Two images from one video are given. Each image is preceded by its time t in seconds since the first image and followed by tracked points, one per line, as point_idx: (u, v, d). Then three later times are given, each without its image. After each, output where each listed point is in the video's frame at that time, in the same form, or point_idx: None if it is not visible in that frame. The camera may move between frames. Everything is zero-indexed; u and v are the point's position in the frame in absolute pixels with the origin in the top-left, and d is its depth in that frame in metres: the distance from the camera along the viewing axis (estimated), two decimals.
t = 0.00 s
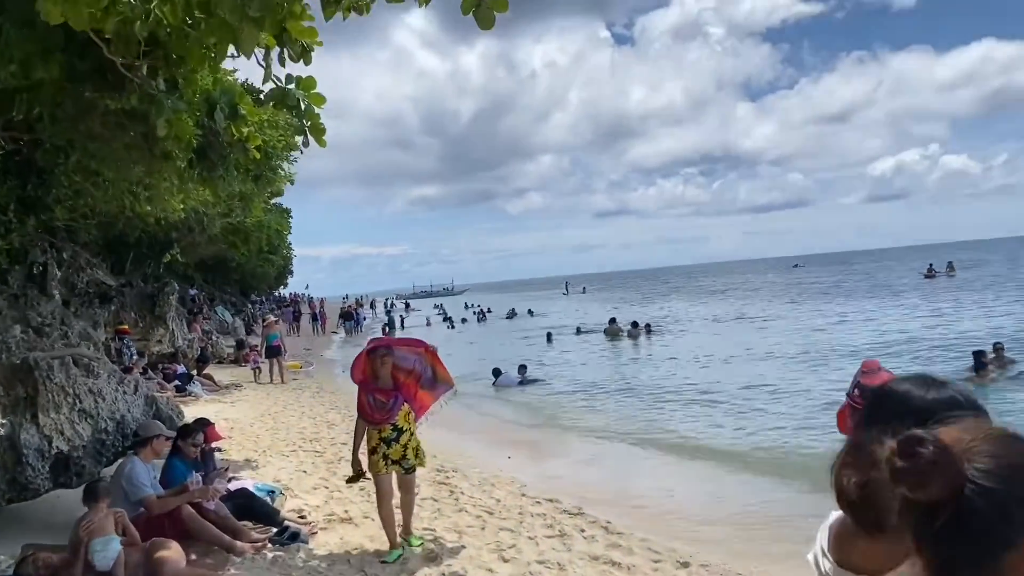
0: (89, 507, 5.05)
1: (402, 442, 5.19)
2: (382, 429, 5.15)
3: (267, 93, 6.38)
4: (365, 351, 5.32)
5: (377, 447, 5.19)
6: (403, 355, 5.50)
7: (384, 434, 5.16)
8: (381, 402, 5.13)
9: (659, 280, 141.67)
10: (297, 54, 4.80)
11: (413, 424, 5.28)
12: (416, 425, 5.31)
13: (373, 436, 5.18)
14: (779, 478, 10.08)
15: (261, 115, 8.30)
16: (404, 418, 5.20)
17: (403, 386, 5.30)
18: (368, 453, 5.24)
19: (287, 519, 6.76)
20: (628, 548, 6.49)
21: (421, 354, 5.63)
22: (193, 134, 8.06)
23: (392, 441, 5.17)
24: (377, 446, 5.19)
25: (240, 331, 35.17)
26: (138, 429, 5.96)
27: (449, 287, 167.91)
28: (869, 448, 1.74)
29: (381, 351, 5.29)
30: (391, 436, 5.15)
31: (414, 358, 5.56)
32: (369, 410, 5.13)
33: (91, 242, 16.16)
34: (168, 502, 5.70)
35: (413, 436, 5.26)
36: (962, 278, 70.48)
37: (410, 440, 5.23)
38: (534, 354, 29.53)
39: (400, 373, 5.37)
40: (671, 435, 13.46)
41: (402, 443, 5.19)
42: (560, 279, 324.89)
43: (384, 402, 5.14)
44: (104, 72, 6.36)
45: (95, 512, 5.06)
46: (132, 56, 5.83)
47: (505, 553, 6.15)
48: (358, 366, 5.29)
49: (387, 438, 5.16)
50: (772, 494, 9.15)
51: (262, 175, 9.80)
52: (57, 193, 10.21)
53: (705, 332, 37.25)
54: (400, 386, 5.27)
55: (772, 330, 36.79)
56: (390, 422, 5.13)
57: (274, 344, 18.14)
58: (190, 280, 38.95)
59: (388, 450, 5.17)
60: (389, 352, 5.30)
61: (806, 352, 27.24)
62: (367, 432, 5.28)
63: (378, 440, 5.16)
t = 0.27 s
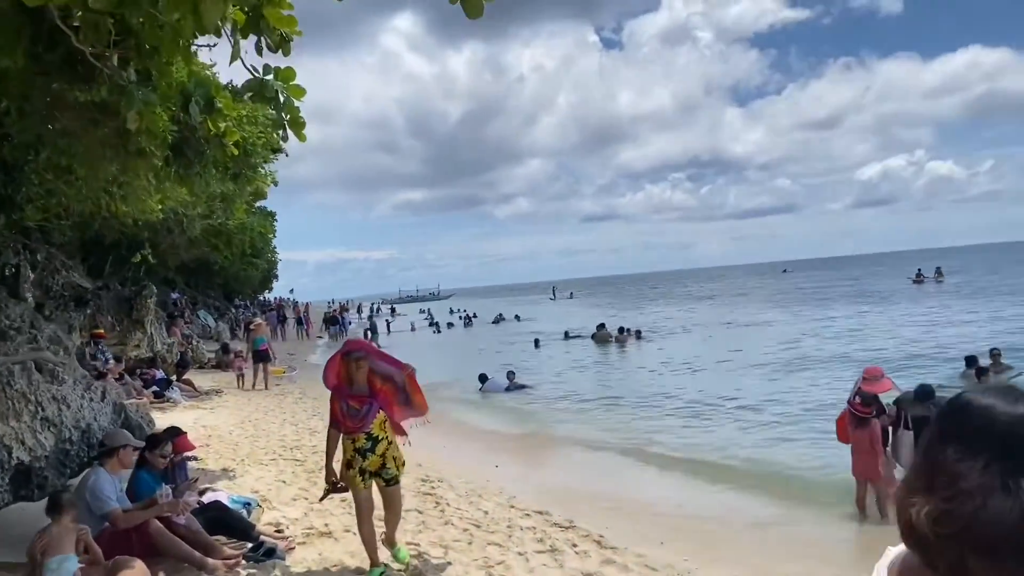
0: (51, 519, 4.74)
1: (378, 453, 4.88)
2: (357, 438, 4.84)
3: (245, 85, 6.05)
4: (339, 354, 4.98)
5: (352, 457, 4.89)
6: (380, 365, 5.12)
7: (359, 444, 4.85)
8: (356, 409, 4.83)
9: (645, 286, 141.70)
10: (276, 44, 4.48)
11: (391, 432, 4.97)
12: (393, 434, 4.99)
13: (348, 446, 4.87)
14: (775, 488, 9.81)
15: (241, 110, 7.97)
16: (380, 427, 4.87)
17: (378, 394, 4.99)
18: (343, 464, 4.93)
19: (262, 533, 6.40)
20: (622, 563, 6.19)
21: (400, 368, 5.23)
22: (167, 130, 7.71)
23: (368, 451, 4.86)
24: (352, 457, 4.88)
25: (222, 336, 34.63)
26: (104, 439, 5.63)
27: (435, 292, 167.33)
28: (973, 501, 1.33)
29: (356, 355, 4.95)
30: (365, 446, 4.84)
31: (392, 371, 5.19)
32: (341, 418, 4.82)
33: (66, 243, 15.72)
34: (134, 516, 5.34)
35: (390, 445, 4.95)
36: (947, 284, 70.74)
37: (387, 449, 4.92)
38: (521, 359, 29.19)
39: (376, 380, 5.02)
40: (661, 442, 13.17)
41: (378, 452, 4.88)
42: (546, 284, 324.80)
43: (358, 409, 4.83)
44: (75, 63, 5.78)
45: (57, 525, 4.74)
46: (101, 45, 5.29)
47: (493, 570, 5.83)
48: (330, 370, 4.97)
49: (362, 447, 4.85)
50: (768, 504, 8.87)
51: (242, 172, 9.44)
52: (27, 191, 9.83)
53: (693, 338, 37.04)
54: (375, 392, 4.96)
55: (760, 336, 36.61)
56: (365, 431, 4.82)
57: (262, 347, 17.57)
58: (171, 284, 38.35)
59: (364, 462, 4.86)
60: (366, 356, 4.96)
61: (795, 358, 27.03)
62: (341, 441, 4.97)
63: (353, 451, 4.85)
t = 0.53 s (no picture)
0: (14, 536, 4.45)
1: (361, 467, 4.57)
2: (338, 452, 4.54)
3: (222, 72, 5.52)
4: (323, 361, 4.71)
5: (334, 472, 4.59)
6: (369, 373, 4.76)
7: (341, 458, 4.56)
8: (337, 421, 4.56)
9: (633, 289, 141.80)
10: (255, 32, 4.07)
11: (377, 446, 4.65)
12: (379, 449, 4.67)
13: (329, 460, 4.58)
14: (770, 491, 9.60)
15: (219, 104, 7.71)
16: (363, 440, 4.55)
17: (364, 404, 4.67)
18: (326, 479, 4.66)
19: (240, 545, 6.09)
20: None
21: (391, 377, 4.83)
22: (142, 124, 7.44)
23: (351, 466, 4.56)
24: (334, 472, 4.59)
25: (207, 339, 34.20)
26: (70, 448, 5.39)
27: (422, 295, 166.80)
28: None
29: (340, 361, 4.67)
30: (348, 460, 4.54)
31: (382, 379, 4.79)
32: (322, 430, 4.55)
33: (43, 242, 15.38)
34: (101, 529, 5.02)
35: (375, 459, 4.63)
36: (933, 288, 71.03)
37: (372, 464, 4.60)
38: (509, 362, 28.93)
39: (363, 389, 4.70)
40: (653, 446, 12.95)
41: (362, 467, 4.57)
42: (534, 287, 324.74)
43: (340, 421, 4.55)
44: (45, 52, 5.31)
45: (22, 540, 4.46)
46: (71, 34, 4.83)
47: None
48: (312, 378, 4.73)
49: (345, 462, 4.56)
50: (764, 507, 8.63)
51: (221, 168, 9.13)
52: None
53: (682, 341, 36.92)
54: (360, 403, 4.65)
55: (749, 339, 36.49)
56: (346, 444, 4.51)
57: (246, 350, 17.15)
58: (155, 286, 37.89)
59: (347, 478, 4.57)
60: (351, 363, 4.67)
61: (785, 361, 26.89)
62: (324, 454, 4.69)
63: (334, 466, 4.56)
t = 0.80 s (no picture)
0: None
1: (351, 488, 4.19)
2: (328, 469, 4.16)
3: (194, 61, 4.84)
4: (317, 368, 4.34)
5: (322, 491, 4.21)
6: (365, 383, 4.42)
7: (330, 477, 4.17)
8: (328, 434, 4.18)
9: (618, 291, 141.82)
10: (232, 15, 3.70)
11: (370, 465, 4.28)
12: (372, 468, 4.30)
13: (317, 479, 4.19)
14: (767, 495, 9.33)
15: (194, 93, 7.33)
16: (354, 458, 4.18)
17: (359, 418, 4.31)
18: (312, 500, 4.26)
19: (214, 559, 5.73)
20: None
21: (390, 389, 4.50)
22: (114, 115, 7.09)
23: (340, 485, 4.18)
24: (321, 493, 4.20)
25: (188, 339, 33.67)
26: (32, 457, 5.06)
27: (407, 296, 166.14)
28: None
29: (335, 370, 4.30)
30: (337, 479, 4.16)
31: (379, 391, 4.46)
32: (311, 444, 4.17)
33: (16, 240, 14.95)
34: (58, 542, 4.65)
35: (367, 479, 4.27)
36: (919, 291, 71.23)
37: (363, 485, 4.24)
38: (496, 364, 28.60)
39: (357, 402, 4.33)
40: (644, 447, 12.67)
41: (352, 487, 4.20)
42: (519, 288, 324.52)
43: (332, 434, 4.18)
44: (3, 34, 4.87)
45: None
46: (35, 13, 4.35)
47: None
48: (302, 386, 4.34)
49: (334, 481, 4.18)
50: (763, 512, 8.34)
51: (199, 162, 8.76)
52: None
53: (669, 343, 36.73)
54: (355, 416, 4.30)
55: (737, 342, 36.31)
56: (337, 461, 4.13)
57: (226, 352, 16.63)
58: (136, 286, 37.32)
59: (335, 499, 4.18)
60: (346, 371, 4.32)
61: (774, 363, 26.68)
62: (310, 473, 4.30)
63: (322, 485, 4.18)
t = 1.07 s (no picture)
0: None
1: (338, 494, 3.92)
2: (312, 474, 3.87)
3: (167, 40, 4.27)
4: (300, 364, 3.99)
5: (305, 498, 3.92)
6: (355, 378, 4.08)
7: (315, 482, 3.89)
8: (313, 436, 3.89)
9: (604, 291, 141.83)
10: None
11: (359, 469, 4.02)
12: (361, 472, 4.04)
13: (300, 484, 3.90)
14: (761, 496, 9.11)
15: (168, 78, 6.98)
16: (342, 462, 3.93)
17: (347, 417, 4.02)
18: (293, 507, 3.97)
19: (186, 566, 5.44)
20: None
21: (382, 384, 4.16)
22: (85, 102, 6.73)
23: (325, 492, 3.90)
24: (304, 499, 3.91)
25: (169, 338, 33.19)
26: None
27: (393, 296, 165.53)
28: None
29: (321, 365, 3.96)
30: (323, 485, 3.88)
31: (370, 386, 4.13)
32: (295, 447, 3.87)
33: None
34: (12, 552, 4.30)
35: (355, 485, 4.00)
36: (903, 292, 71.59)
37: (350, 491, 3.97)
38: (482, 363, 28.31)
39: (346, 399, 4.04)
40: (635, 445, 12.43)
41: (339, 494, 3.92)
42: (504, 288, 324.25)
43: (318, 436, 3.89)
44: None
45: None
46: None
47: None
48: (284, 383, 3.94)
49: (318, 487, 3.89)
50: (757, 515, 8.13)
51: (176, 153, 8.44)
52: None
53: (656, 342, 36.55)
54: (343, 415, 4.01)
55: (724, 341, 36.22)
56: (323, 465, 3.85)
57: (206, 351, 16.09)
58: (116, 284, 36.78)
59: (320, 506, 3.90)
60: (334, 367, 3.97)
61: (762, 363, 26.56)
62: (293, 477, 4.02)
63: (305, 491, 3.89)
